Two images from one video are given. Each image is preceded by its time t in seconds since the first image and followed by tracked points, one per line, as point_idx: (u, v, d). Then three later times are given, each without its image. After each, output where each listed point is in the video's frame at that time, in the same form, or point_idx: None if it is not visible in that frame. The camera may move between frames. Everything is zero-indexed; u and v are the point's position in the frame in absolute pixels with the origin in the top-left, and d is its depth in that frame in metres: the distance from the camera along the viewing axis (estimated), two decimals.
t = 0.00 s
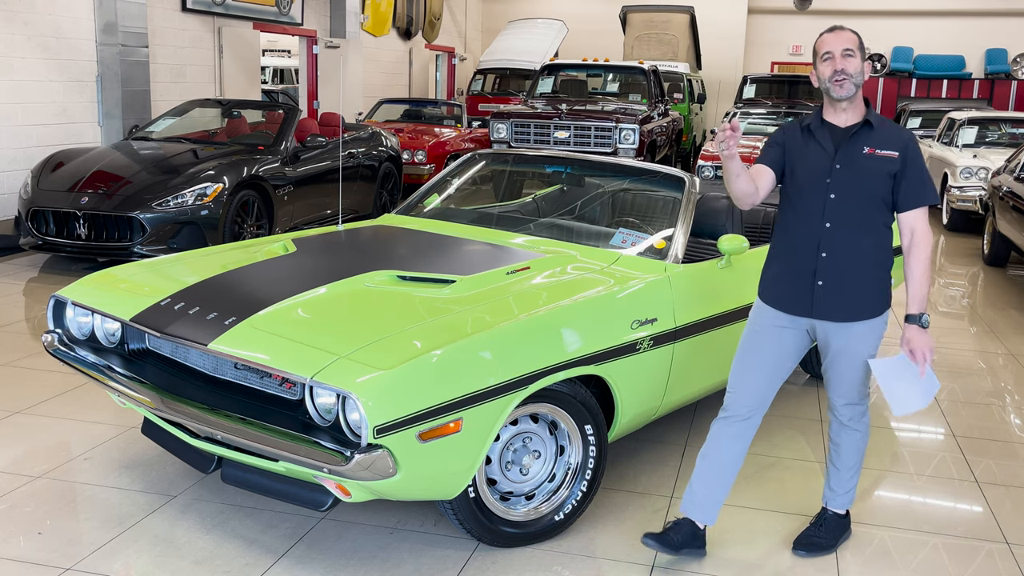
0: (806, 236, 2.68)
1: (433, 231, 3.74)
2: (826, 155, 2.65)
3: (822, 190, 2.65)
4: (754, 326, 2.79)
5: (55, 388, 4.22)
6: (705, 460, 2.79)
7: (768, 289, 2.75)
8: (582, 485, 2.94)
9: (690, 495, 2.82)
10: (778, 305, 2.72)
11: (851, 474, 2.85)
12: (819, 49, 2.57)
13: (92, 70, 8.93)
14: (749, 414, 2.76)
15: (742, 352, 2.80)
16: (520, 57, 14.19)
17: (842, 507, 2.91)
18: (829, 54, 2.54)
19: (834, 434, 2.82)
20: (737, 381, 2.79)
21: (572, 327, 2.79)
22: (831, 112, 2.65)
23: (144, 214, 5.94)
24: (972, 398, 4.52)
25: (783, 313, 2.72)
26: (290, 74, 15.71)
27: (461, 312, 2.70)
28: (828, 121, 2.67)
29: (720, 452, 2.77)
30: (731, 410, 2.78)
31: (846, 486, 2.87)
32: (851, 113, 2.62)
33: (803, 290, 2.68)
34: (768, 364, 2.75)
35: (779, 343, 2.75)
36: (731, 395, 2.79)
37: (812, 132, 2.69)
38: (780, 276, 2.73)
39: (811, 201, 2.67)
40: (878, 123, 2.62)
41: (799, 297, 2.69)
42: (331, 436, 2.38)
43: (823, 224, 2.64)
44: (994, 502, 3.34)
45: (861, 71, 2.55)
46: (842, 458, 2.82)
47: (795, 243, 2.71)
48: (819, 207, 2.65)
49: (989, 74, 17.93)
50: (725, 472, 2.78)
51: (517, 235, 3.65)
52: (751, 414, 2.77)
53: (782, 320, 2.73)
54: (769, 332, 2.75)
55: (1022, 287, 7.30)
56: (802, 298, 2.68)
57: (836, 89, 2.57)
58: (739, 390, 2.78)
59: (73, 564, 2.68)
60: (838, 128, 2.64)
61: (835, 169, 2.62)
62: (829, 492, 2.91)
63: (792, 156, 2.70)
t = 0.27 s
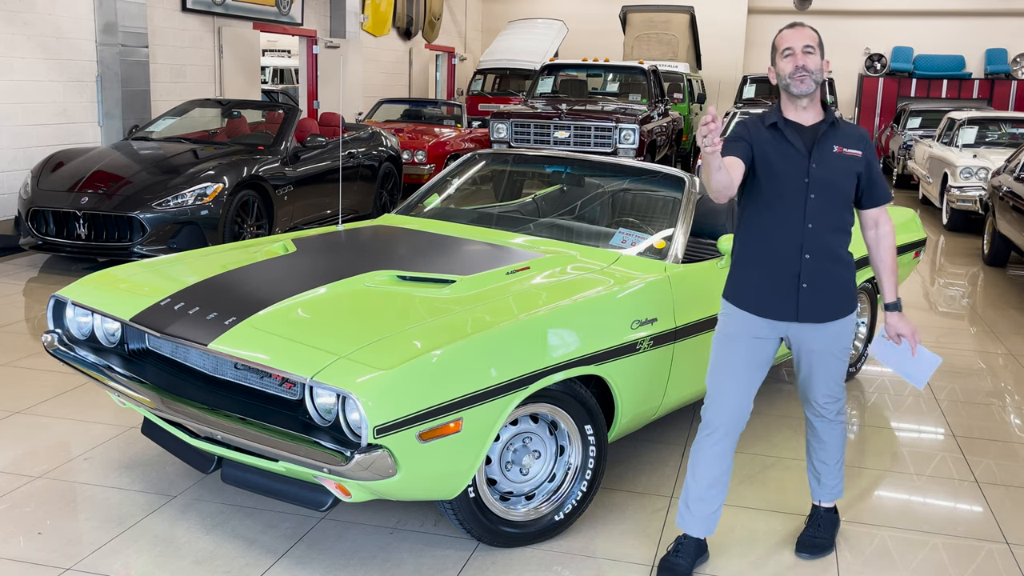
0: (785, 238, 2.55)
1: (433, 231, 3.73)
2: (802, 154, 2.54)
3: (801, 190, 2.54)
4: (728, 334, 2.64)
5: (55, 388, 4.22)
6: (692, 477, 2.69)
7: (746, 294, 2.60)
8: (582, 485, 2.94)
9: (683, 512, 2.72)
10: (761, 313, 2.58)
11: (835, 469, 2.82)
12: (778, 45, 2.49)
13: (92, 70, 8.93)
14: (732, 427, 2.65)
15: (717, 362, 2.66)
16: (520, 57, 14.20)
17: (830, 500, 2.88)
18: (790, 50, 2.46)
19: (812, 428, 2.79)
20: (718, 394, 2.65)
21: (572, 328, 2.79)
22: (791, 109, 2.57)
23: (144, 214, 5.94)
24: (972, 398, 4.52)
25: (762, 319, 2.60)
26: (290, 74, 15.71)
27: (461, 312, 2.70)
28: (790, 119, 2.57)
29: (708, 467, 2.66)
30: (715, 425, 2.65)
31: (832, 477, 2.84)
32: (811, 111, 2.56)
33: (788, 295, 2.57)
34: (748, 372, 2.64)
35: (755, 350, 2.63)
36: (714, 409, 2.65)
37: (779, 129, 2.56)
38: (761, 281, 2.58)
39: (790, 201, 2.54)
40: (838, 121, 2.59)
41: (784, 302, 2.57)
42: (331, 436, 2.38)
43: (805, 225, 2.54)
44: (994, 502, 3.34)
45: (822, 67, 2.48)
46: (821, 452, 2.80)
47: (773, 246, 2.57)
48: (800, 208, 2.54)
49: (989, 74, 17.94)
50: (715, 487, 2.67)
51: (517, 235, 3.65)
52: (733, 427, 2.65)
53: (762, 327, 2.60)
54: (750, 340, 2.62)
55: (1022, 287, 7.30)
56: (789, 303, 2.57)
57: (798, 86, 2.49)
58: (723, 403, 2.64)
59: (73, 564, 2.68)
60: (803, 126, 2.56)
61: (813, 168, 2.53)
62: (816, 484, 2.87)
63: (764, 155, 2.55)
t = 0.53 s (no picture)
0: (765, 238, 2.50)
1: (433, 231, 3.73)
2: (774, 152, 2.51)
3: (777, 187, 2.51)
4: (707, 338, 2.59)
5: (54, 388, 4.22)
6: (684, 479, 2.67)
7: (725, 297, 2.54)
8: (582, 485, 2.94)
9: (677, 513, 2.71)
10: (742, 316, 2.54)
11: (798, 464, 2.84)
12: (735, 40, 2.48)
13: (92, 70, 8.93)
14: (718, 430, 2.63)
15: (699, 366, 2.62)
16: (520, 57, 14.20)
17: (795, 496, 2.88)
18: (749, 43, 2.44)
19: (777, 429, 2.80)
20: (702, 397, 2.62)
21: (571, 328, 2.78)
22: (752, 105, 2.54)
23: (144, 214, 5.94)
24: (972, 398, 4.52)
25: (740, 322, 2.56)
26: (290, 74, 15.69)
27: (461, 312, 2.70)
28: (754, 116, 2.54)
29: (699, 471, 2.65)
30: (705, 428, 2.63)
31: (796, 473, 2.85)
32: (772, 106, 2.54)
33: (768, 296, 2.53)
34: (729, 375, 2.61)
35: (733, 354, 2.59)
36: (701, 412, 2.63)
37: (748, 127, 2.51)
38: (743, 282, 2.52)
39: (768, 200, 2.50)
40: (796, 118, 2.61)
41: (765, 303, 2.53)
42: (331, 436, 2.38)
43: (784, 223, 2.51)
44: (994, 502, 3.34)
45: (779, 61, 2.48)
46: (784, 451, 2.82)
47: (752, 247, 2.51)
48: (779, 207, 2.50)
49: (989, 74, 17.94)
50: (707, 488, 2.67)
51: (517, 235, 3.65)
52: (719, 431, 2.63)
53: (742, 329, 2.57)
54: (731, 343, 2.57)
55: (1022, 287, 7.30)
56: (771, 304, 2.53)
57: (758, 81, 2.47)
58: (710, 406, 2.62)
59: (73, 564, 2.68)
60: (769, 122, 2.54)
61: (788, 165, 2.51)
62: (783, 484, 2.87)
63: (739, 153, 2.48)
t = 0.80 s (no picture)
0: (747, 240, 2.49)
1: (433, 231, 3.73)
2: (754, 153, 2.51)
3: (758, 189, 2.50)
4: (689, 341, 2.56)
5: (54, 388, 4.22)
6: (668, 476, 2.67)
7: (709, 301, 2.51)
8: (582, 485, 2.94)
9: (662, 509, 2.71)
10: (726, 319, 2.52)
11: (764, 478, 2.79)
12: (710, 40, 2.48)
13: (92, 70, 8.93)
14: (703, 429, 2.64)
15: (682, 368, 2.60)
16: (519, 57, 14.19)
17: (766, 514, 2.86)
18: (725, 44, 2.44)
19: (750, 440, 2.76)
20: (686, 399, 2.62)
21: (571, 328, 2.78)
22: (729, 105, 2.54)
23: (144, 214, 5.94)
24: (972, 398, 4.52)
25: (721, 326, 2.54)
26: (291, 74, 15.68)
27: (461, 312, 2.70)
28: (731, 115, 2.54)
29: (682, 469, 2.66)
30: (692, 428, 2.63)
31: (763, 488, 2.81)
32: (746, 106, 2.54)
33: (750, 299, 2.52)
34: (711, 378, 2.60)
35: (716, 357, 2.58)
36: (686, 414, 2.62)
37: (728, 128, 2.50)
38: (725, 285, 2.50)
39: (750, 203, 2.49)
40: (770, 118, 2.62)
41: (748, 306, 2.52)
42: (332, 436, 2.38)
43: (763, 226, 2.51)
44: (995, 502, 3.34)
45: (754, 60, 2.48)
46: (754, 465, 2.77)
47: (734, 249, 2.49)
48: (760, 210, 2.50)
49: (989, 74, 17.94)
50: (691, 482, 2.68)
51: (517, 235, 3.66)
52: (703, 430, 2.65)
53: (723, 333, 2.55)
54: (713, 347, 2.55)
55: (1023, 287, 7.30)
56: (753, 306, 2.53)
57: (735, 83, 2.46)
58: (695, 407, 2.61)
59: (73, 565, 2.68)
60: (745, 123, 2.54)
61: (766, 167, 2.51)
62: (747, 503, 2.84)
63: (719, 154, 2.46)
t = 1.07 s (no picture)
0: (739, 243, 2.49)
1: (432, 231, 3.73)
2: (744, 156, 2.51)
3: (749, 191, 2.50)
4: (682, 344, 2.56)
5: (54, 388, 4.22)
6: (667, 476, 2.67)
7: (702, 304, 2.51)
8: (582, 485, 2.94)
9: (659, 508, 2.71)
10: (719, 322, 2.51)
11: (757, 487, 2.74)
12: (706, 48, 2.45)
13: (92, 70, 8.94)
14: (700, 430, 2.64)
15: (676, 370, 2.60)
16: (519, 57, 14.19)
17: (751, 522, 2.80)
18: (722, 56, 2.42)
19: (742, 448, 2.71)
20: (681, 401, 2.62)
21: (571, 328, 2.79)
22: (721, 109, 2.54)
23: (144, 214, 5.94)
24: (972, 398, 4.52)
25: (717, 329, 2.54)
26: (291, 74, 15.69)
27: (462, 312, 2.70)
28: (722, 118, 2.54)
29: (680, 470, 2.66)
30: (689, 429, 2.63)
31: (756, 498, 2.76)
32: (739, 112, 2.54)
33: (744, 301, 2.52)
34: (707, 380, 2.59)
35: (711, 360, 2.57)
36: (683, 415, 2.62)
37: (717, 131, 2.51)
38: (718, 288, 2.50)
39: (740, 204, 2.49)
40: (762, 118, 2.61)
41: (741, 309, 2.52)
42: (332, 436, 2.38)
43: (756, 228, 2.51)
44: (995, 502, 3.34)
45: (750, 69, 2.47)
46: (745, 475, 2.73)
47: (727, 252, 2.49)
48: (751, 212, 2.50)
49: (989, 74, 17.95)
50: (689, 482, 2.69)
51: (517, 235, 3.66)
52: (700, 430, 2.65)
53: (718, 335, 2.54)
54: (708, 349, 2.55)
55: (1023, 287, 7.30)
56: (747, 309, 2.53)
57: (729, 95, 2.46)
58: (691, 408, 2.61)
59: (73, 564, 2.68)
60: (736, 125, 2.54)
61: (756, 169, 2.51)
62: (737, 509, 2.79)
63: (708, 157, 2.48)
